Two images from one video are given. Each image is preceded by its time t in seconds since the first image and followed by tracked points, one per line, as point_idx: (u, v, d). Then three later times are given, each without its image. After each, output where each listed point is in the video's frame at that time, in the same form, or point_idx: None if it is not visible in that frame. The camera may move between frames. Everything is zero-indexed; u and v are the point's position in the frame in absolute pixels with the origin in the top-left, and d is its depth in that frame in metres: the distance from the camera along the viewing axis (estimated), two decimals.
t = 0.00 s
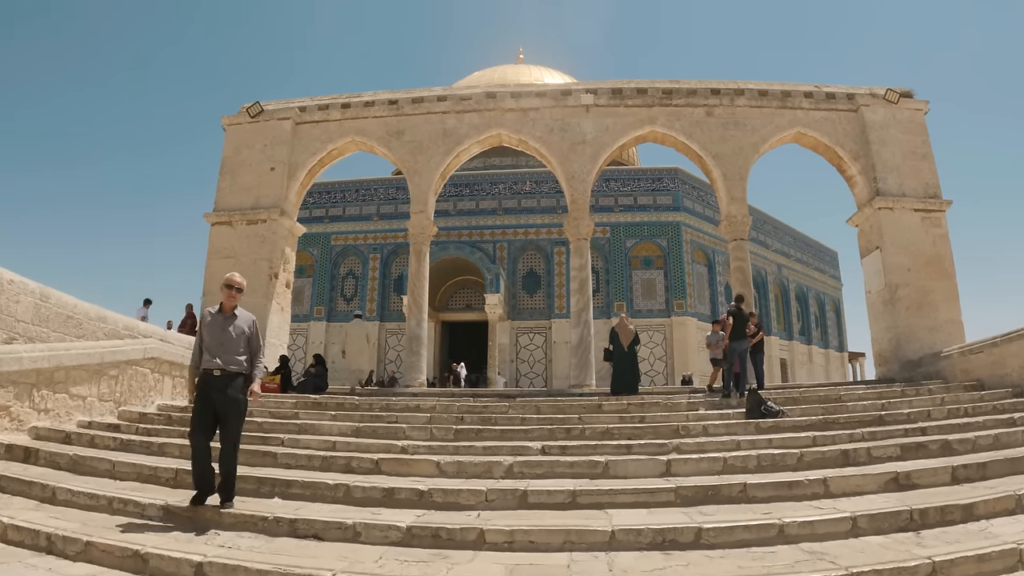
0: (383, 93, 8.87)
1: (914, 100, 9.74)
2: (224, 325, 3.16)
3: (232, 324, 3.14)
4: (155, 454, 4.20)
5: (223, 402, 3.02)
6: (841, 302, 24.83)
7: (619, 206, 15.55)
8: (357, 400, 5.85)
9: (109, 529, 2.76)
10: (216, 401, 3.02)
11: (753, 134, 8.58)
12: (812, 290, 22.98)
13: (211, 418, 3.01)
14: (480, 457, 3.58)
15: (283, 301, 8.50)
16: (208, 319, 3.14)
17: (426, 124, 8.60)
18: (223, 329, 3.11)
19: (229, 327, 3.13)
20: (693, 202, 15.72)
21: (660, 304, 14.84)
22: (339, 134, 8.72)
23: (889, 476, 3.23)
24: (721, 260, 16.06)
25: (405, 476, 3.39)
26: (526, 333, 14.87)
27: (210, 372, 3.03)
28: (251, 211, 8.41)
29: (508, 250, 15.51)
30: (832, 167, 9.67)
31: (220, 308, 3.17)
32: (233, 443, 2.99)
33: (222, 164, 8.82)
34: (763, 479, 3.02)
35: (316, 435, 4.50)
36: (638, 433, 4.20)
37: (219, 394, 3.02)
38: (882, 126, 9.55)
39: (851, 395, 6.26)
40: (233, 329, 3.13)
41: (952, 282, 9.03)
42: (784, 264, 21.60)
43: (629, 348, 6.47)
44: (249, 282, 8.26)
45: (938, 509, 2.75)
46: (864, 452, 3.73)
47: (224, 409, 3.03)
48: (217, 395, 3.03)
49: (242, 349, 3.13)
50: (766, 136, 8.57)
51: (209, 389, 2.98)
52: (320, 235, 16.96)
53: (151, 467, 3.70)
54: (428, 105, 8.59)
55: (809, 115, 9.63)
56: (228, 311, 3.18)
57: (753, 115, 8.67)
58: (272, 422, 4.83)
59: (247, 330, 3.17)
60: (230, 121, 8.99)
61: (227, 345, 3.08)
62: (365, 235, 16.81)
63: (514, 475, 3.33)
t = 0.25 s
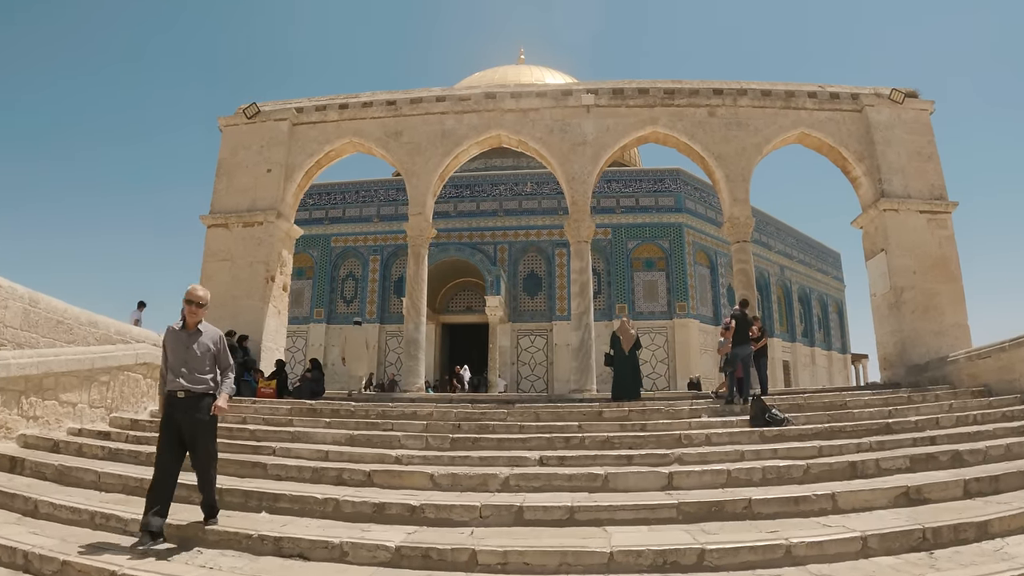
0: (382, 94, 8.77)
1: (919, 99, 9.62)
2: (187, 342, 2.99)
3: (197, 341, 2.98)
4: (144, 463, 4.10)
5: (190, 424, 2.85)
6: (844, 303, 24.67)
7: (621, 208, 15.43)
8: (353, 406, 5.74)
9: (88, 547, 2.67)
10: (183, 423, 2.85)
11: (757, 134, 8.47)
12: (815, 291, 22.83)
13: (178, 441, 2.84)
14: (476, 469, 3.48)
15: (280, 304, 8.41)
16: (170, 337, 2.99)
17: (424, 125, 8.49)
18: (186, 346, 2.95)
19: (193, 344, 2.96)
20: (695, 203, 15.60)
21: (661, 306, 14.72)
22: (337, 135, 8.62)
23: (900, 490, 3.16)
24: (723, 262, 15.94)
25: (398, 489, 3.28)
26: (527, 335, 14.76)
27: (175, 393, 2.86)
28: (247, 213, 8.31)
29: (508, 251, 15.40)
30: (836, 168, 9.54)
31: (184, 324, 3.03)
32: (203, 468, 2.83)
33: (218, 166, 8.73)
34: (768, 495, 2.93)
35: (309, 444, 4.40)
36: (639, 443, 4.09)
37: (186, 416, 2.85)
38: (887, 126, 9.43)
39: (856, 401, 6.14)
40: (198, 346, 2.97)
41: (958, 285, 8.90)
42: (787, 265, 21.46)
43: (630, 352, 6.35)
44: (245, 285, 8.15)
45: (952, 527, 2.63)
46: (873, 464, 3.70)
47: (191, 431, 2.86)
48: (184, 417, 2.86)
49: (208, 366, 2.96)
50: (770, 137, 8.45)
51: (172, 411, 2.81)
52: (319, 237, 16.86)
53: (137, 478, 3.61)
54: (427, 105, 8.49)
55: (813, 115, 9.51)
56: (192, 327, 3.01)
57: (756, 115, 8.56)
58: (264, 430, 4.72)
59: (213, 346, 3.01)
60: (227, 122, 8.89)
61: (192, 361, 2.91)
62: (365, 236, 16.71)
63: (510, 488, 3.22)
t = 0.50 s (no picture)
0: (380, 91, 8.66)
1: (924, 95, 9.48)
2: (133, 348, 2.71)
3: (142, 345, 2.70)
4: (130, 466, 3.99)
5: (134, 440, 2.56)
6: (847, 303, 24.49)
7: (623, 207, 15.29)
8: (349, 407, 5.62)
9: (63, 555, 2.56)
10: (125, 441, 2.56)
11: (760, 131, 8.33)
12: (817, 291, 22.66)
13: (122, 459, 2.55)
14: (473, 472, 3.35)
15: (276, 303, 8.28)
16: (115, 343, 2.72)
17: (423, 122, 8.37)
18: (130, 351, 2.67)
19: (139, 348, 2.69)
20: (698, 202, 15.45)
21: (664, 306, 14.58)
22: (334, 132, 8.50)
23: (914, 494, 3.03)
24: (726, 262, 15.79)
25: (391, 493, 3.16)
26: (528, 336, 14.63)
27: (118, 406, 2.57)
28: (243, 211, 8.19)
29: (510, 251, 15.28)
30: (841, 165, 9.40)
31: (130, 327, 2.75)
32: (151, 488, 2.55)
33: (215, 163, 8.62)
34: (777, 500, 2.80)
35: (302, 446, 4.28)
36: (642, 445, 3.97)
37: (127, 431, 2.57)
38: (893, 122, 9.29)
39: (864, 402, 6.00)
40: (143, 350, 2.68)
41: (966, 283, 8.76)
42: (790, 265, 21.31)
43: (632, 352, 6.21)
44: (241, 284, 8.03)
45: (972, 534, 2.50)
46: (884, 466, 3.56)
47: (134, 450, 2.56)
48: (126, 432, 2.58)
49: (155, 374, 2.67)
50: (774, 133, 8.32)
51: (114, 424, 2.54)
52: (319, 236, 16.75)
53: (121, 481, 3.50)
54: (426, 102, 8.36)
55: (817, 111, 9.37)
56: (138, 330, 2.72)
57: (760, 111, 8.42)
58: (256, 431, 4.60)
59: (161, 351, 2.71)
60: (223, 119, 8.78)
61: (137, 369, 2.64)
62: (365, 236, 16.60)
63: (507, 492, 3.09)
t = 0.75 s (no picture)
0: (378, 86, 8.52)
1: (931, 90, 9.32)
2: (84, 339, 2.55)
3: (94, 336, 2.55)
4: (115, 468, 3.86)
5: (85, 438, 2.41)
6: (850, 302, 24.32)
7: (625, 205, 15.14)
8: (344, 408, 5.48)
9: (35, 563, 2.44)
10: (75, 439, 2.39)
11: (765, 126, 8.18)
12: (820, 291, 22.48)
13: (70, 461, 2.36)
14: (470, 476, 3.20)
15: (273, 302, 8.15)
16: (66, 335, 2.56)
17: (422, 118, 8.23)
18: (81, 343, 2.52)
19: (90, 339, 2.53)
20: (700, 201, 15.29)
21: (666, 306, 14.42)
22: (332, 129, 8.37)
23: (934, 500, 2.89)
24: (729, 261, 15.63)
25: (383, 498, 3.02)
26: (529, 335, 14.49)
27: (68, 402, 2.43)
28: (239, 209, 8.06)
29: (510, 250, 15.14)
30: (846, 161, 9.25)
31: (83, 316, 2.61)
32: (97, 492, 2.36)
33: (210, 160, 8.48)
34: (789, 506, 2.67)
35: (294, 448, 4.14)
36: (645, 446, 3.82)
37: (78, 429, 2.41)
38: (899, 118, 9.13)
39: (873, 402, 5.85)
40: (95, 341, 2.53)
41: (974, 281, 8.60)
42: (793, 264, 21.14)
43: (635, 352, 6.06)
44: (236, 283, 7.90)
45: (1000, 542, 2.36)
46: (899, 469, 3.42)
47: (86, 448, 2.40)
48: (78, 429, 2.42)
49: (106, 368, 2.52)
50: (778, 128, 8.17)
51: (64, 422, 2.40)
52: (319, 236, 16.62)
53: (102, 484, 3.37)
54: (425, 97, 8.23)
55: (822, 106, 9.22)
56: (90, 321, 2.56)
57: (764, 106, 8.27)
58: (247, 433, 4.47)
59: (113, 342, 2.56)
60: (219, 115, 8.65)
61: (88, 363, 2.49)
62: (364, 235, 16.46)
63: (505, 498, 2.94)
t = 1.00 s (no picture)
0: (378, 86, 8.37)
1: (941, 90, 9.14)
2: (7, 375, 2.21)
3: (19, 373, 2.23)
4: (100, 481, 3.72)
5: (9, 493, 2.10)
6: (855, 305, 24.09)
7: (629, 207, 14.96)
8: (341, 416, 5.32)
9: None
10: None
11: (773, 126, 8.01)
12: (825, 293, 22.27)
13: None
14: (468, 494, 3.04)
15: (270, 306, 8.00)
16: None
17: (422, 118, 8.08)
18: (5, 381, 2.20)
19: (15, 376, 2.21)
20: (705, 202, 15.11)
21: (670, 309, 14.24)
22: (330, 129, 8.22)
23: (961, 522, 2.71)
24: (734, 263, 15.44)
25: (377, 518, 2.85)
26: (532, 339, 14.32)
27: None
28: (236, 211, 7.92)
29: (513, 252, 14.98)
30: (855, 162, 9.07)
31: (11, 348, 2.29)
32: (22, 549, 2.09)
33: (207, 161, 8.34)
34: (808, 531, 2.50)
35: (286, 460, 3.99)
36: (652, 460, 3.66)
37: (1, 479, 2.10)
38: (909, 118, 8.94)
39: (886, 410, 5.67)
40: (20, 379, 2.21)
41: (985, 285, 8.41)
42: (798, 266, 20.94)
43: (640, 358, 5.88)
44: (233, 286, 7.75)
45: None
46: (920, 486, 3.25)
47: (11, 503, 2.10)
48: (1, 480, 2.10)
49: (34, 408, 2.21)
50: (786, 129, 7.99)
51: None
52: (319, 238, 16.48)
53: (83, 501, 3.23)
54: (425, 97, 8.07)
55: (831, 106, 9.03)
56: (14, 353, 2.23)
57: (771, 106, 8.10)
58: (239, 444, 4.32)
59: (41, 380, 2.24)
60: (217, 115, 8.50)
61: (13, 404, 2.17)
62: (366, 237, 16.32)
63: (505, 519, 2.78)
